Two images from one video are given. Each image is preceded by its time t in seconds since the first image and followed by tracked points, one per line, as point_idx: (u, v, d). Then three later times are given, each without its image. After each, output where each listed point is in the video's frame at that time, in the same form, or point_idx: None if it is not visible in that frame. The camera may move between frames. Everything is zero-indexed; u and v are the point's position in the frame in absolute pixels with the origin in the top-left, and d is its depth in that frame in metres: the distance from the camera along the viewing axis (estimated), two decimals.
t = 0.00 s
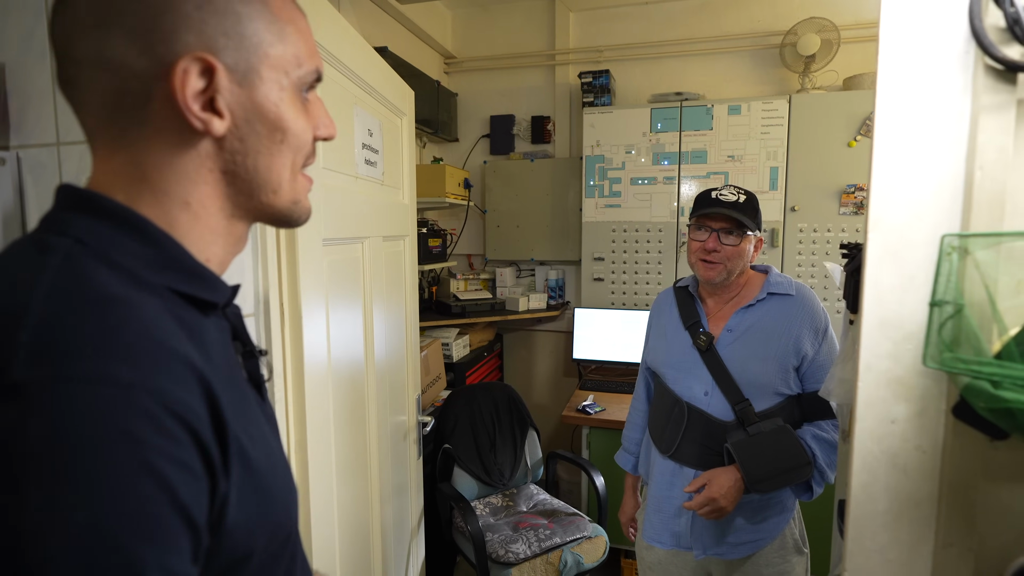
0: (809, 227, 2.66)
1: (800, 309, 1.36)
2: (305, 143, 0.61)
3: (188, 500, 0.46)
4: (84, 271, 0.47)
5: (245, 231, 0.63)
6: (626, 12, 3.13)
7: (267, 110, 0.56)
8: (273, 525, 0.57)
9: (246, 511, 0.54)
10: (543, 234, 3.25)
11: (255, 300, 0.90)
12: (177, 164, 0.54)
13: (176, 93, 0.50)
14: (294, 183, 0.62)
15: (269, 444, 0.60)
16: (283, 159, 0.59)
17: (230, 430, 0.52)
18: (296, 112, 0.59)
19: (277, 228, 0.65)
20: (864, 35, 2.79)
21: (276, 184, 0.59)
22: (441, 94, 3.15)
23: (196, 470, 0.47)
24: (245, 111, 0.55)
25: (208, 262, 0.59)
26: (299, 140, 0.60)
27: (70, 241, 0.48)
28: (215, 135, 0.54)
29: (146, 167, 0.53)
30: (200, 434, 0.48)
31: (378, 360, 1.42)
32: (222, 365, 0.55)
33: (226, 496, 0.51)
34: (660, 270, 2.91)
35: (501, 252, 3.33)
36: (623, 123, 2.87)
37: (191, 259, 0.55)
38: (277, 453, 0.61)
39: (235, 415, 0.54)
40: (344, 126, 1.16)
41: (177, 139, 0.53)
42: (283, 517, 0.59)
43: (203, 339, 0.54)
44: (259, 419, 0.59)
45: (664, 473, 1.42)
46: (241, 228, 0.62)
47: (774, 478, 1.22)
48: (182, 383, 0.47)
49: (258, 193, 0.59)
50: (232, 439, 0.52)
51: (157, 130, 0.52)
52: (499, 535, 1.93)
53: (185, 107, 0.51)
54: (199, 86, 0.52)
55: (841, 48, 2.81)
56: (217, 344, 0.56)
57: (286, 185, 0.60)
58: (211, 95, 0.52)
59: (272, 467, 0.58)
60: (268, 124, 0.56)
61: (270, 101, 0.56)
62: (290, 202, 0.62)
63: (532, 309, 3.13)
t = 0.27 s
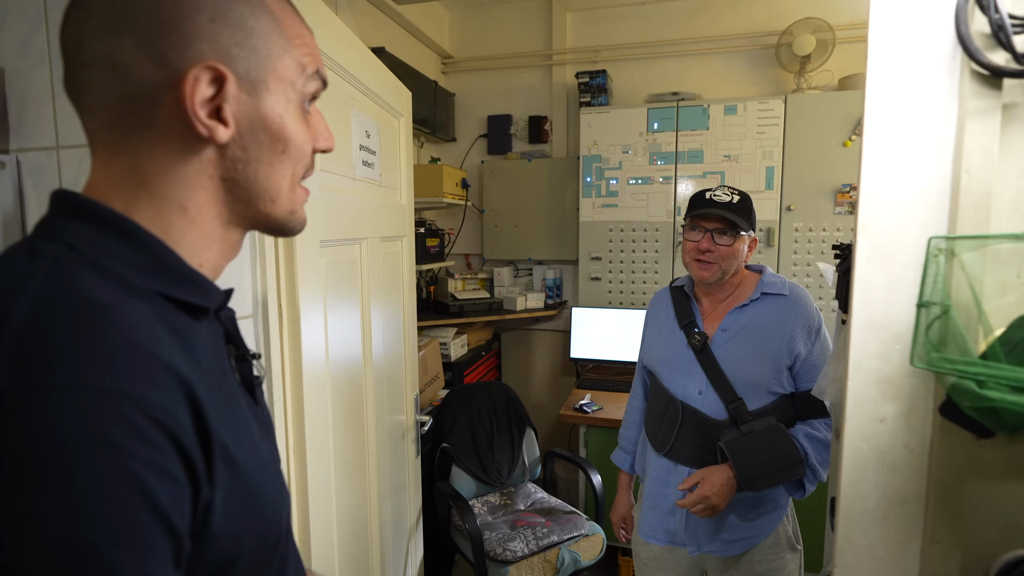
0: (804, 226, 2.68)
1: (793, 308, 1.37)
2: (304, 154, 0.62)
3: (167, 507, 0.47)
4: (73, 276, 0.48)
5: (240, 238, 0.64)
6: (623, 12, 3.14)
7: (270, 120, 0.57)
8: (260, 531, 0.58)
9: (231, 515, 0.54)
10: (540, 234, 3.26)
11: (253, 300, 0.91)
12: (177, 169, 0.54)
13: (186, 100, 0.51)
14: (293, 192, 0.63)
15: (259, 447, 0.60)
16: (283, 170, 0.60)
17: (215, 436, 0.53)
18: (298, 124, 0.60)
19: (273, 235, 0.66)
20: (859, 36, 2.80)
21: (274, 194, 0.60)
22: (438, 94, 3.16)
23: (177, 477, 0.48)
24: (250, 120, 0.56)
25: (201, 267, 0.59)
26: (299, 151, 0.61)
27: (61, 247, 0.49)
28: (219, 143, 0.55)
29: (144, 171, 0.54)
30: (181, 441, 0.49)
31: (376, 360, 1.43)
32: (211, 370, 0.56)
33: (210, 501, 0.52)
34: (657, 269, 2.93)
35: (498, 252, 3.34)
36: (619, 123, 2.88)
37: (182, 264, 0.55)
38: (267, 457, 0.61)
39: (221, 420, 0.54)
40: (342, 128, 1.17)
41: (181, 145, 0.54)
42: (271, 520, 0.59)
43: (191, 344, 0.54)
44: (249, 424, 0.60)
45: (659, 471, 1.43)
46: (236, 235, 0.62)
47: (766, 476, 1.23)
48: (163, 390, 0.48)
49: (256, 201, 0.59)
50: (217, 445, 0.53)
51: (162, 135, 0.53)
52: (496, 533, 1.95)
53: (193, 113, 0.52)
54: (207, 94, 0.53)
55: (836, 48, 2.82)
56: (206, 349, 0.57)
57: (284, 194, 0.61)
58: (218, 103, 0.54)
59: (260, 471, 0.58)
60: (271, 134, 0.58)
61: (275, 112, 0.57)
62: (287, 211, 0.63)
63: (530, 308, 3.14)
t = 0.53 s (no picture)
0: (799, 226, 2.69)
1: (785, 307, 1.39)
2: (290, 158, 0.63)
3: (144, 509, 0.47)
4: (54, 278, 0.49)
5: (227, 243, 0.65)
6: (618, 13, 3.15)
7: (256, 125, 0.58)
8: (241, 527, 0.59)
9: (210, 516, 0.55)
10: (536, 234, 3.27)
11: (247, 302, 0.92)
12: (163, 175, 0.55)
13: (173, 106, 0.52)
14: (279, 196, 0.64)
15: (241, 446, 0.61)
16: (269, 175, 0.61)
17: (196, 438, 0.53)
18: (283, 129, 0.61)
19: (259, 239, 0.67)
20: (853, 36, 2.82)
21: (261, 198, 0.61)
22: (434, 95, 3.17)
23: (154, 478, 0.48)
24: (236, 126, 0.57)
25: (186, 270, 0.60)
26: (286, 155, 0.62)
27: (44, 250, 0.50)
28: (205, 149, 0.56)
29: (128, 177, 0.54)
30: (159, 443, 0.49)
31: (370, 360, 1.44)
32: (193, 372, 0.56)
33: (189, 502, 0.52)
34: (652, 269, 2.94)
35: (495, 252, 3.36)
36: (615, 124, 2.89)
37: (166, 266, 0.56)
38: (249, 459, 0.62)
39: (202, 422, 0.55)
40: (335, 130, 1.18)
41: (167, 151, 0.55)
42: (252, 520, 0.60)
43: (173, 346, 0.55)
44: (232, 425, 0.60)
45: (654, 470, 1.44)
46: (222, 240, 0.63)
47: (760, 475, 1.24)
48: (142, 391, 0.48)
49: (242, 205, 0.60)
50: (196, 447, 0.53)
51: (147, 141, 0.54)
52: (493, 532, 1.96)
53: (180, 119, 0.53)
54: (194, 100, 0.54)
55: (830, 48, 2.84)
56: (189, 351, 0.57)
57: (271, 198, 0.62)
58: (205, 109, 0.54)
59: (241, 473, 0.59)
60: (258, 139, 0.59)
61: (261, 116, 0.58)
62: (273, 215, 0.64)
63: (526, 309, 3.15)
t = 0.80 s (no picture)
0: (804, 220, 2.65)
1: (791, 300, 1.35)
2: (268, 144, 0.61)
3: (94, 535, 0.43)
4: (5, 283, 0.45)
5: (205, 237, 0.62)
6: (617, 9, 3.12)
7: (230, 108, 0.56)
8: (216, 553, 0.55)
9: (180, 538, 0.51)
10: (538, 234, 3.24)
11: (241, 305, 0.89)
12: (131, 166, 0.52)
13: (138, 88, 0.50)
14: (259, 185, 0.61)
15: (218, 462, 0.57)
16: (248, 161, 0.59)
17: (161, 455, 0.50)
18: (259, 113, 0.59)
19: (240, 232, 0.64)
20: (856, 28, 2.79)
21: (240, 186, 0.59)
22: (433, 95, 3.14)
23: (106, 500, 0.45)
24: (208, 109, 0.55)
25: (158, 268, 0.57)
26: (263, 141, 0.60)
27: None
28: (177, 135, 0.53)
29: (92, 169, 0.51)
30: (112, 463, 0.45)
31: (371, 364, 1.40)
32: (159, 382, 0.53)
33: (153, 524, 0.49)
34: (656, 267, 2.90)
35: (497, 253, 3.32)
36: (615, 121, 2.86)
37: (134, 266, 0.53)
38: (228, 473, 0.58)
39: (169, 436, 0.51)
40: (331, 129, 1.15)
41: (135, 139, 0.52)
42: (231, 539, 0.56)
43: (139, 355, 0.51)
44: (207, 438, 0.57)
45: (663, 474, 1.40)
46: (200, 234, 0.60)
47: (773, 474, 1.21)
48: (93, 408, 0.45)
49: (220, 195, 0.58)
50: (162, 464, 0.50)
51: (112, 130, 0.51)
52: (499, 537, 1.92)
53: (147, 103, 0.50)
54: (161, 82, 0.51)
55: (832, 40, 2.80)
56: (157, 360, 0.53)
57: (250, 187, 0.60)
58: (173, 92, 0.52)
59: (216, 490, 0.55)
60: (232, 123, 0.57)
61: (233, 99, 0.56)
62: (254, 205, 0.61)
63: (529, 309, 3.12)
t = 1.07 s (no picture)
0: (797, 216, 2.67)
1: (788, 295, 1.36)
2: (267, 132, 0.60)
3: (100, 528, 0.43)
4: (6, 274, 0.44)
5: (206, 229, 0.61)
6: (611, 5, 3.12)
7: (230, 95, 0.55)
8: (221, 544, 0.55)
9: (185, 531, 0.51)
10: (532, 230, 3.24)
11: (238, 300, 0.88)
12: (132, 154, 0.52)
13: (138, 74, 0.49)
14: (259, 173, 0.61)
15: (219, 454, 0.57)
16: (248, 148, 0.58)
17: (165, 447, 0.49)
18: (259, 100, 0.58)
19: (241, 223, 0.63)
20: (848, 24, 2.80)
21: (241, 174, 0.58)
22: (427, 90, 3.12)
23: (112, 493, 0.44)
24: (208, 96, 0.54)
25: (160, 260, 0.56)
26: (264, 128, 0.59)
27: None
28: (178, 122, 0.53)
29: (92, 157, 0.50)
30: (118, 456, 0.45)
31: (367, 359, 1.40)
32: (162, 374, 0.52)
33: (158, 517, 0.49)
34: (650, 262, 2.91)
35: (491, 249, 3.32)
36: (610, 117, 2.86)
37: (134, 258, 0.52)
38: (231, 466, 0.58)
39: (172, 429, 0.51)
40: (327, 122, 1.15)
41: (135, 125, 0.51)
42: (234, 532, 0.56)
43: (140, 346, 0.51)
44: (209, 431, 0.56)
45: (661, 470, 1.40)
46: (200, 225, 0.59)
47: (770, 466, 1.22)
48: (98, 400, 0.44)
49: (221, 184, 0.57)
50: (166, 457, 0.49)
51: (113, 117, 0.50)
52: (495, 532, 1.92)
53: (148, 90, 0.49)
54: (160, 68, 0.50)
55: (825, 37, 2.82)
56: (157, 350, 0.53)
57: (251, 175, 0.59)
58: (173, 78, 0.51)
59: (220, 482, 0.55)
60: (233, 110, 0.56)
61: (233, 86, 0.55)
62: (255, 194, 0.60)
63: (524, 305, 3.12)
